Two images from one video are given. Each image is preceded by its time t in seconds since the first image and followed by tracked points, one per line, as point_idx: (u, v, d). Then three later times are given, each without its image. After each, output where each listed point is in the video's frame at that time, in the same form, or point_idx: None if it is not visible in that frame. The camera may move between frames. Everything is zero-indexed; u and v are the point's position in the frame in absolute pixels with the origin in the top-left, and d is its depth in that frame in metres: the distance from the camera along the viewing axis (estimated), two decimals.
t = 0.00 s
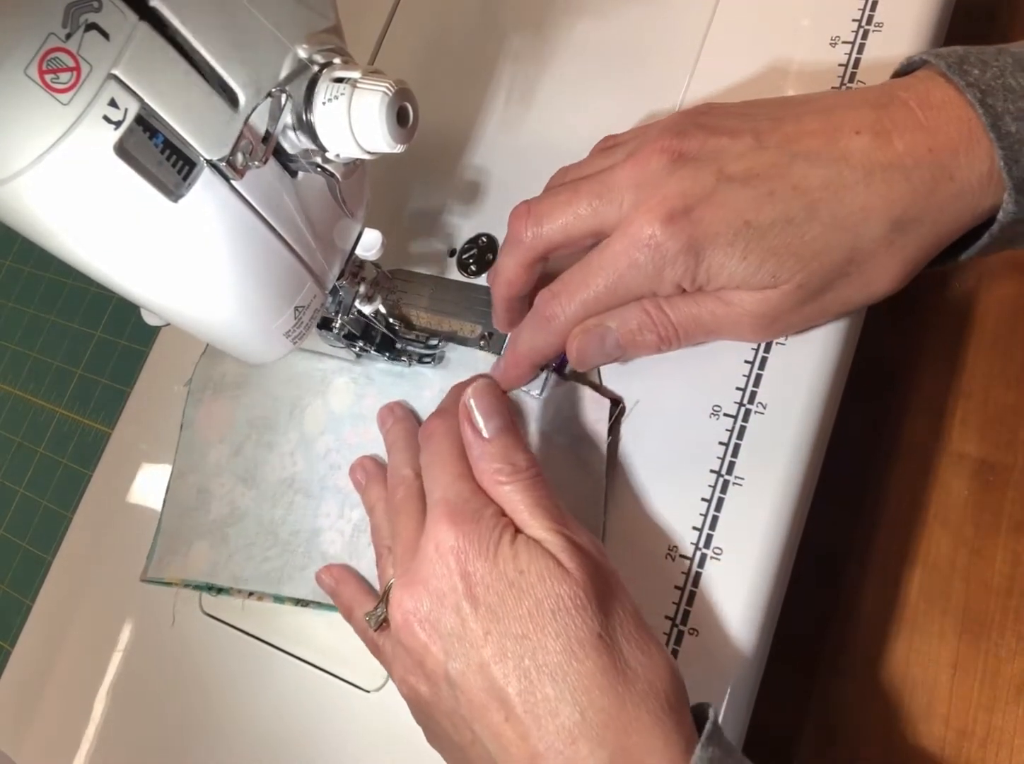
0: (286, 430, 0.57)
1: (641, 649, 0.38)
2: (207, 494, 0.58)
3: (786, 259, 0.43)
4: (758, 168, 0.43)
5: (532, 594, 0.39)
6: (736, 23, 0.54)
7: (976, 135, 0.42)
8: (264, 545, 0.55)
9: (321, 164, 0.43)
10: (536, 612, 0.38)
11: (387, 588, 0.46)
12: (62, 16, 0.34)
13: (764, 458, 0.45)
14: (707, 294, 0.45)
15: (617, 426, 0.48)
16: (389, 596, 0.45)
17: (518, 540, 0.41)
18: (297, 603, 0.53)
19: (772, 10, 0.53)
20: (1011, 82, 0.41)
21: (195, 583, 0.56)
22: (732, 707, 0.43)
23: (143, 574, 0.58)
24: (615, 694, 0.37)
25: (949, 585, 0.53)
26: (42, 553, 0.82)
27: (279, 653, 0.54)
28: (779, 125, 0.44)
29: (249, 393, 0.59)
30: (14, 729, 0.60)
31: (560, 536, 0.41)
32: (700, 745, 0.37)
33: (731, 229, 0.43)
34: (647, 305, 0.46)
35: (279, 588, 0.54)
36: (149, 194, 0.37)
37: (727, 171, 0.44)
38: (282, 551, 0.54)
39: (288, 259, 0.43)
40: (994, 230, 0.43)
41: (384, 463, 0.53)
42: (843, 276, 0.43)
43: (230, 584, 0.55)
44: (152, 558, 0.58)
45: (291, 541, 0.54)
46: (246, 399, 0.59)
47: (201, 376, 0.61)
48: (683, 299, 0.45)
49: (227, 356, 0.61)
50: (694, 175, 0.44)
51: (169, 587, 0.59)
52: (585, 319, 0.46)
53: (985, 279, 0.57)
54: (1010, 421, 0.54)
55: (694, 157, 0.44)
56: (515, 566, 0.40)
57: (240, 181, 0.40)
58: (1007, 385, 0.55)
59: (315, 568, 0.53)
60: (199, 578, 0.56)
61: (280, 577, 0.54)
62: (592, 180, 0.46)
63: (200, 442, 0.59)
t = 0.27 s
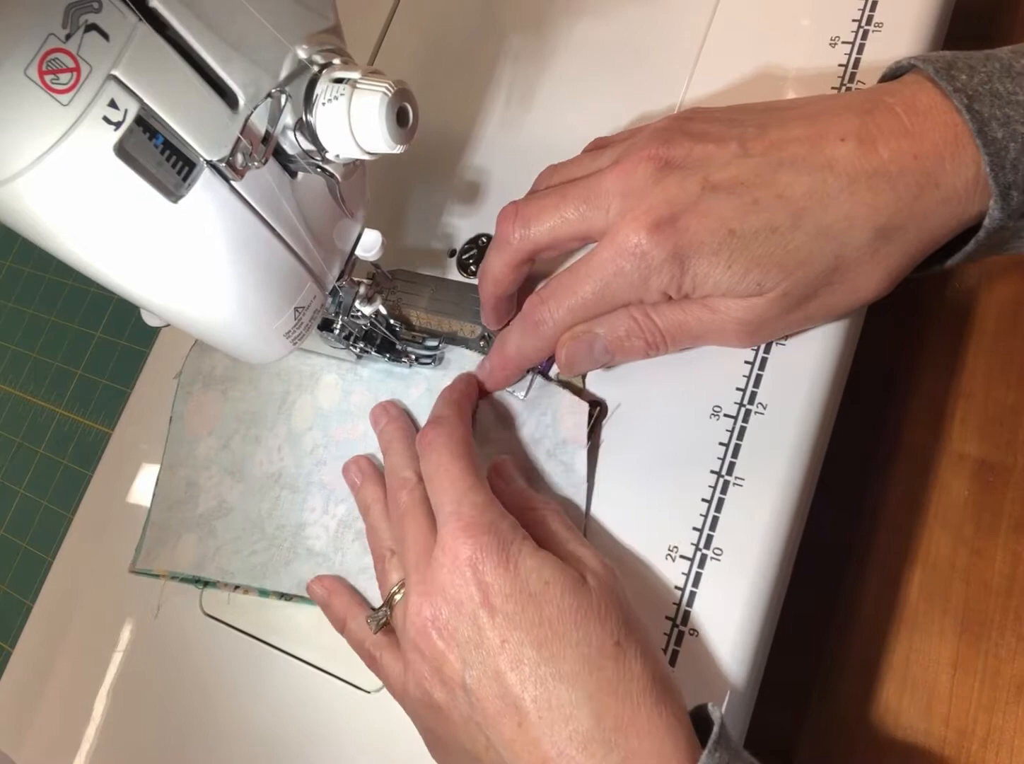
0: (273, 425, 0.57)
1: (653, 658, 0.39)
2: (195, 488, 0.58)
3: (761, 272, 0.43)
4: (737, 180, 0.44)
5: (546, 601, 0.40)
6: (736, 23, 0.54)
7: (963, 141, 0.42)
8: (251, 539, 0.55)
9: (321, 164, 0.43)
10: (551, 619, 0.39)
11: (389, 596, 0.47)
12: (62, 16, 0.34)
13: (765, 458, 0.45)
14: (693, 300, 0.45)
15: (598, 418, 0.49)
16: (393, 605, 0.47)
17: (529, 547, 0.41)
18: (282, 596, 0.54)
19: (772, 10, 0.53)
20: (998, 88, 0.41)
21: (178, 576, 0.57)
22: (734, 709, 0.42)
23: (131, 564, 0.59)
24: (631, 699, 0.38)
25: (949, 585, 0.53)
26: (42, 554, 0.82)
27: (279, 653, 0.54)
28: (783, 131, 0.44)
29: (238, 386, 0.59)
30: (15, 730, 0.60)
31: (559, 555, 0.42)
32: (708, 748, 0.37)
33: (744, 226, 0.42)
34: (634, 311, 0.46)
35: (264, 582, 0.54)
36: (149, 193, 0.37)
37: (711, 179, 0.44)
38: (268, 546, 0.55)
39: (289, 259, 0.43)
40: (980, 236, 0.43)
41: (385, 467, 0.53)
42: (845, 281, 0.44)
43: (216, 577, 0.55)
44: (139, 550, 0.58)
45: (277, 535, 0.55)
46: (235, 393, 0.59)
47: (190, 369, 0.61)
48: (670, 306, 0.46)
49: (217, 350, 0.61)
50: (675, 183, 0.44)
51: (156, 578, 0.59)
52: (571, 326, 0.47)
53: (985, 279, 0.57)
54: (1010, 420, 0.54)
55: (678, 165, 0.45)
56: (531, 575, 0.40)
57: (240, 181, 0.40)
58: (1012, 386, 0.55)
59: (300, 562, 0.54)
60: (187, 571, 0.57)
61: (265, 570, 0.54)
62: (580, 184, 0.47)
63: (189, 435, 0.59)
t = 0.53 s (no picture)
0: (274, 424, 0.57)
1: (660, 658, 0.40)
2: (195, 487, 0.58)
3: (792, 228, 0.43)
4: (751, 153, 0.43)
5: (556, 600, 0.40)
6: (737, 23, 0.54)
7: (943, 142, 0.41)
8: (251, 539, 0.55)
9: (322, 164, 0.43)
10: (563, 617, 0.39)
11: (395, 596, 0.46)
12: (63, 16, 0.34)
13: (764, 458, 0.45)
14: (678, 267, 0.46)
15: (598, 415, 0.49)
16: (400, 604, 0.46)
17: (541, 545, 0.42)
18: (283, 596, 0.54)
19: (772, 10, 0.53)
20: (981, 87, 0.41)
21: (179, 575, 0.57)
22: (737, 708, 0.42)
23: (132, 563, 0.59)
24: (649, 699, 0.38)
25: (949, 585, 0.53)
26: (42, 554, 0.82)
27: (280, 652, 0.54)
28: (790, 110, 0.44)
29: (238, 385, 0.59)
30: (15, 730, 0.61)
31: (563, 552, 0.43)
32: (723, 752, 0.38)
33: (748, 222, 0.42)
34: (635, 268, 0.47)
35: (264, 582, 0.54)
36: (150, 194, 0.37)
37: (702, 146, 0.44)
38: (268, 546, 0.55)
39: (290, 259, 0.43)
40: (962, 239, 0.43)
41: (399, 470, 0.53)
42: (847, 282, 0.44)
43: (217, 577, 0.56)
44: (140, 549, 0.58)
45: (277, 535, 0.55)
46: (235, 393, 0.59)
47: (190, 370, 0.61)
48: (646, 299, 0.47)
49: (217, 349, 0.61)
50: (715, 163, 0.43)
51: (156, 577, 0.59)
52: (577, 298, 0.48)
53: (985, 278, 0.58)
54: (1010, 420, 0.54)
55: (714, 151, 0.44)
56: (547, 574, 0.40)
57: (240, 181, 0.40)
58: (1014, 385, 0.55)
59: (300, 562, 0.53)
60: (187, 571, 0.57)
61: (266, 570, 0.54)
62: (569, 139, 0.47)
63: (190, 434, 0.60)
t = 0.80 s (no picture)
0: (274, 424, 0.57)
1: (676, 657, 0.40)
2: (195, 487, 0.58)
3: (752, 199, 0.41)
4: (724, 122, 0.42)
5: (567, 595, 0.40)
6: (737, 23, 0.54)
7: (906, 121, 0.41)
8: (250, 539, 0.55)
9: (321, 164, 0.43)
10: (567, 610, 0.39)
11: (402, 595, 0.47)
12: (62, 16, 0.34)
13: (763, 459, 0.45)
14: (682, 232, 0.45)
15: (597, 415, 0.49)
16: (405, 602, 0.46)
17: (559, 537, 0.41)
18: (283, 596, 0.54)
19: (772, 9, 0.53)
20: (881, 64, 0.41)
21: (178, 575, 0.57)
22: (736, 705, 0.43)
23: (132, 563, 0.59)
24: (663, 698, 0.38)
25: (949, 585, 0.53)
26: (42, 553, 0.82)
27: (279, 652, 0.54)
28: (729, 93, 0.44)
29: (238, 386, 0.59)
30: (15, 730, 0.61)
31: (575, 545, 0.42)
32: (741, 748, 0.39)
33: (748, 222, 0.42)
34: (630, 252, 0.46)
35: (264, 581, 0.54)
36: (149, 193, 0.37)
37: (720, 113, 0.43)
38: (267, 545, 0.55)
39: (289, 259, 0.43)
40: (870, 208, 0.41)
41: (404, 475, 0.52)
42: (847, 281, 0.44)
43: (216, 577, 0.56)
44: (139, 549, 0.58)
45: (277, 535, 0.55)
46: (235, 393, 0.59)
47: (189, 370, 0.61)
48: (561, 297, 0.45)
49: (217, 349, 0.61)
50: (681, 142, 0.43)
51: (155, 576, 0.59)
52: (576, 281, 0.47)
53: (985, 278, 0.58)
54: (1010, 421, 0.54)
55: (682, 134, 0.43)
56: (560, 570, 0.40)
57: (240, 181, 0.40)
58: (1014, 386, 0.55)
59: (301, 562, 0.53)
60: (187, 572, 0.57)
61: (266, 570, 0.54)
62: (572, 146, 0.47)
63: (189, 434, 0.60)
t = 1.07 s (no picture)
0: (274, 424, 0.57)
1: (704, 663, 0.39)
2: (195, 487, 0.58)
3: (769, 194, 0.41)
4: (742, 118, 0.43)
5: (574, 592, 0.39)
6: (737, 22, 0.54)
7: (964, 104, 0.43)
8: (250, 538, 0.55)
9: (321, 164, 0.43)
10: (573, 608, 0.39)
11: (421, 602, 0.46)
12: (62, 16, 0.34)
13: (762, 460, 0.45)
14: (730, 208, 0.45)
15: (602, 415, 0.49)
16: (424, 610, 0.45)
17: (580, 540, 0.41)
18: (283, 596, 0.54)
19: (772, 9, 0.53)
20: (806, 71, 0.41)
21: (178, 575, 0.57)
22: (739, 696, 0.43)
23: (132, 563, 0.59)
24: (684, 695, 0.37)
25: (950, 586, 0.53)
26: (42, 553, 0.82)
27: (283, 653, 0.54)
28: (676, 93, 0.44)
29: (238, 386, 0.59)
30: (16, 730, 0.61)
31: (603, 548, 0.42)
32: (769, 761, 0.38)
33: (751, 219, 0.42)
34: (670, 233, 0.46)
35: (264, 581, 0.54)
36: (149, 193, 0.37)
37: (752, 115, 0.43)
38: (268, 545, 0.55)
39: (288, 258, 0.43)
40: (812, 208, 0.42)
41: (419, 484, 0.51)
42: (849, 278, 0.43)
43: (216, 576, 0.56)
44: (140, 549, 0.58)
45: (277, 534, 0.55)
46: (235, 392, 0.59)
47: (190, 370, 0.61)
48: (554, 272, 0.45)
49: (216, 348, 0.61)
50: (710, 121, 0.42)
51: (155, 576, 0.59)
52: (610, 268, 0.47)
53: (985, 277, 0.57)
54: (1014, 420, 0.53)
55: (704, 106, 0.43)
56: (571, 568, 0.40)
57: (239, 181, 0.40)
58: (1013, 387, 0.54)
59: (300, 562, 0.53)
60: (187, 572, 0.57)
61: (266, 570, 0.54)
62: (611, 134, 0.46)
63: (189, 434, 0.60)
